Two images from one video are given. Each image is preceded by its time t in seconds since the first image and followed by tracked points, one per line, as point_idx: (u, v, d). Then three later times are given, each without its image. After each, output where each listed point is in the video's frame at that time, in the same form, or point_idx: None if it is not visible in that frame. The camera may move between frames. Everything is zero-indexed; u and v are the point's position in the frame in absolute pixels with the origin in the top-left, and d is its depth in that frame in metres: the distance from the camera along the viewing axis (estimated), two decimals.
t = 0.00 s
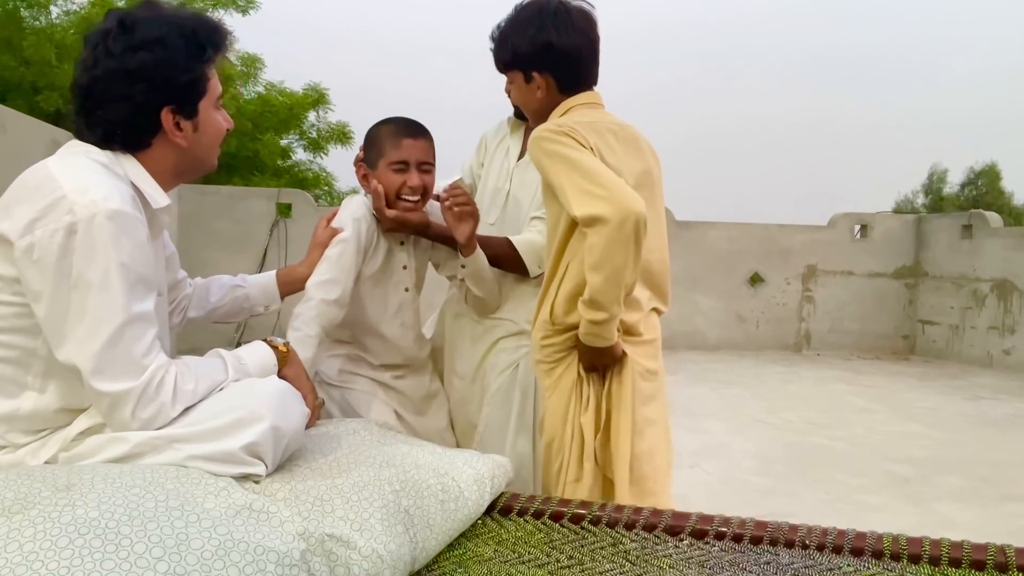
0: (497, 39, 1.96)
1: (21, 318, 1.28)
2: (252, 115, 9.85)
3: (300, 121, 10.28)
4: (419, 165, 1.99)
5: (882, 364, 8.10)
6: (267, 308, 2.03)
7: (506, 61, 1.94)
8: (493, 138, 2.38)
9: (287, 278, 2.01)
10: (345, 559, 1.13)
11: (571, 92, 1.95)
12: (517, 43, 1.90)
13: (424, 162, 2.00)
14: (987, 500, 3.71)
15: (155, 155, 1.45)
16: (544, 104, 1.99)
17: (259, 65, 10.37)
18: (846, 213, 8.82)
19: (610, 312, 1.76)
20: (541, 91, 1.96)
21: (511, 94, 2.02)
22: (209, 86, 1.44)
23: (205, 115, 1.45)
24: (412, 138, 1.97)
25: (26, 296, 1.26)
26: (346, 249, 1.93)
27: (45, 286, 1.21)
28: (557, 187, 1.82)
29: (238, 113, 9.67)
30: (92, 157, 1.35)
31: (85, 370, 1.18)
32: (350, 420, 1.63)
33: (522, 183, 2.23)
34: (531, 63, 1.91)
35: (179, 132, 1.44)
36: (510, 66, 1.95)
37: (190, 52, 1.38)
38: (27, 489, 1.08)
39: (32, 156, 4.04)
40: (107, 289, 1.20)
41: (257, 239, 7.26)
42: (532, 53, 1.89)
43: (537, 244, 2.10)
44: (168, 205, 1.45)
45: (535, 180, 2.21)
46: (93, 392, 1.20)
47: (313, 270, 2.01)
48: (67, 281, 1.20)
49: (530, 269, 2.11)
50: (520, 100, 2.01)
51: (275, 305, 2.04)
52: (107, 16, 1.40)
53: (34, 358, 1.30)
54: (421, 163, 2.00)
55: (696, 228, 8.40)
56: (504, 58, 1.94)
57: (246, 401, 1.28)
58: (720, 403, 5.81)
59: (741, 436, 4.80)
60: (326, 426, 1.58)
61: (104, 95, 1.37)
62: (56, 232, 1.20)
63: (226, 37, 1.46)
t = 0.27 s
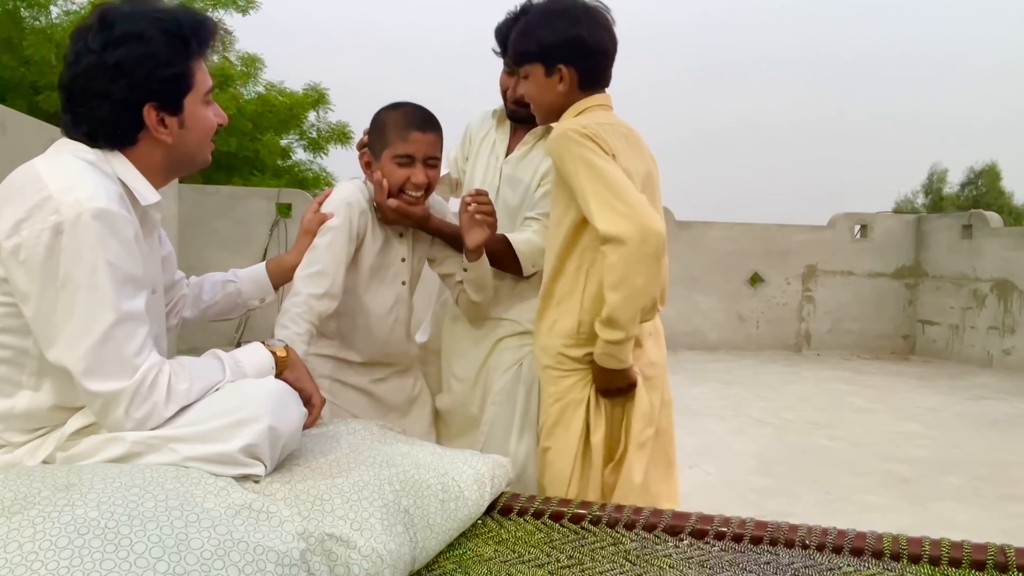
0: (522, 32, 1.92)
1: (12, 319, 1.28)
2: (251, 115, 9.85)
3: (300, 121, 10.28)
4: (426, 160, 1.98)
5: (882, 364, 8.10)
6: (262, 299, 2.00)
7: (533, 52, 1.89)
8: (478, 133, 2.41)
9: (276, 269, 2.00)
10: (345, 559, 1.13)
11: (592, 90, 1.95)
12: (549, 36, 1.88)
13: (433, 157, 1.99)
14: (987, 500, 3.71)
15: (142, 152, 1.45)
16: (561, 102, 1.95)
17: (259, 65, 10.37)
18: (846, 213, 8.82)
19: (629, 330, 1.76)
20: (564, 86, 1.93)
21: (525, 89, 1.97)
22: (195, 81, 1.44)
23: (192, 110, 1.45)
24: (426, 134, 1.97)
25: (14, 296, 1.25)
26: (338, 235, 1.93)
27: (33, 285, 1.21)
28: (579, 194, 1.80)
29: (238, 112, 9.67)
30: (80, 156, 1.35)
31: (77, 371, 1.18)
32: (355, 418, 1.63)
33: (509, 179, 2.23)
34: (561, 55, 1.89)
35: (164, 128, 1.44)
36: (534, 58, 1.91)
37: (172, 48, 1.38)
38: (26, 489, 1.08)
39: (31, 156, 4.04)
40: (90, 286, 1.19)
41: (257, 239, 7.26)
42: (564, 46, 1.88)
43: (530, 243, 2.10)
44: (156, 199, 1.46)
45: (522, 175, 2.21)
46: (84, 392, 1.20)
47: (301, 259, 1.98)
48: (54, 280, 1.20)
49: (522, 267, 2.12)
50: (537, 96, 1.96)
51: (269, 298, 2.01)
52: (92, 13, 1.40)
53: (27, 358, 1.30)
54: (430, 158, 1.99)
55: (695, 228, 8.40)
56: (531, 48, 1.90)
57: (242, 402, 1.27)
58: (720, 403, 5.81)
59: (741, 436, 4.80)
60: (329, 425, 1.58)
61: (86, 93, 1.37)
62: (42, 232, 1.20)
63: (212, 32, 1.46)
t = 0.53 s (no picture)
0: (567, 44, 2.00)
1: (17, 317, 1.28)
2: (252, 115, 9.86)
3: (300, 121, 10.30)
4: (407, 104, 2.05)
5: (883, 364, 8.10)
6: (272, 281, 1.97)
7: (581, 64, 1.97)
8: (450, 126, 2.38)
9: (285, 246, 1.99)
10: (345, 559, 1.13)
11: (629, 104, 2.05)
12: (597, 51, 1.97)
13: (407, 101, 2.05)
14: (987, 500, 3.71)
15: (146, 154, 1.45)
16: (600, 114, 2.04)
17: (259, 65, 10.38)
18: (846, 213, 8.82)
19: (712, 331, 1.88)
20: (605, 99, 2.01)
21: (564, 100, 2.04)
22: (199, 82, 1.44)
23: (196, 113, 1.45)
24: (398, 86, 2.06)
25: (20, 296, 1.26)
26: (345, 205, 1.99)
27: (36, 286, 1.21)
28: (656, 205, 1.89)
29: (238, 112, 9.68)
30: (79, 156, 1.35)
31: (82, 368, 1.19)
32: (361, 420, 1.63)
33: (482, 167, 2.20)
34: (607, 69, 1.98)
35: (169, 130, 1.44)
36: (580, 69, 1.99)
37: (175, 50, 1.38)
38: (27, 488, 1.08)
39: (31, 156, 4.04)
40: (96, 287, 1.19)
41: (257, 239, 7.26)
42: (611, 61, 1.98)
43: (499, 229, 2.06)
44: (160, 201, 1.46)
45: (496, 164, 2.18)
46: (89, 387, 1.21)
47: (311, 231, 2.01)
48: (60, 280, 1.20)
49: (486, 247, 2.07)
50: (576, 107, 2.03)
51: (280, 278, 1.98)
52: (95, 14, 1.40)
53: (29, 356, 1.30)
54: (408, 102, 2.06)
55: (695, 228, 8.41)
56: (578, 59, 1.98)
57: (245, 402, 1.27)
58: (720, 403, 5.81)
59: (741, 436, 4.80)
60: (326, 426, 1.57)
61: (90, 96, 1.37)
62: (47, 231, 1.20)
63: (215, 33, 1.46)
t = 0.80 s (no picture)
0: (593, 57, 2.12)
1: (37, 315, 1.28)
2: (251, 116, 9.86)
3: (300, 121, 10.32)
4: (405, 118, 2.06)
5: (883, 364, 8.10)
6: (260, 286, 1.92)
7: (605, 73, 2.09)
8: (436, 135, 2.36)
9: (276, 250, 1.97)
10: (345, 559, 1.13)
11: (653, 116, 2.15)
12: (621, 62, 2.08)
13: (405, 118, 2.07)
14: (988, 500, 3.71)
15: (159, 151, 1.45)
16: (623, 123, 2.13)
17: (259, 65, 10.38)
18: (846, 213, 8.83)
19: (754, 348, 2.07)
20: (628, 107, 2.11)
21: (589, 109, 2.14)
22: (210, 83, 1.44)
23: (207, 112, 1.45)
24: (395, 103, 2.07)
25: (45, 291, 1.26)
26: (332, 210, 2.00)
27: (67, 278, 1.20)
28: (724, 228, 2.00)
29: (238, 112, 9.68)
30: (93, 150, 1.35)
31: (117, 355, 1.19)
32: (357, 420, 1.63)
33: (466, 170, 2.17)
34: (630, 78, 2.09)
35: (181, 131, 1.44)
36: (604, 79, 2.10)
37: (191, 51, 1.39)
38: (27, 488, 1.08)
39: (31, 156, 4.03)
40: (128, 280, 1.20)
41: (257, 239, 7.26)
42: (633, 71, 2.08)
43: (490, 228, 2.02)
44: (175, 199, 1.46)
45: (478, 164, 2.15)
46: (114, 376, 1.21)
47: (303, 240, 1.99)
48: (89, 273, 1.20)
49: (480, 248, 2.03)
50: (600, 115, 2.13)
51: (266, 283, 1.94)
52: (104, 14, 1.39)
53: (45, 355, 1.30)
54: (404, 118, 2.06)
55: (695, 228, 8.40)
56: (604, 70, 2.09)
57: (254, 395, 1.28)
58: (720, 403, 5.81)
59: (742, 436, 4.80)
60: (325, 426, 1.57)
61: (104, 96, 1.36)
62: (74, 225, 1.20)
63: (225, 34, 1.46)
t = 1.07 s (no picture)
0: (615, 55, 2.10)
1: (32, 315, 1.28)
2: (251, 115, 9.87)
3: (300, 121, 10.33)
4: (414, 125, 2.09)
5: (883, 364, 8.10)
6: (271, 289, 2.02)
7: (629, 72, 2.07)
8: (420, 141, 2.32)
9: (284, 256, 2.02)
10: (345, 560, 1.13)
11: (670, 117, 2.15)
12: (646, 62, 2.08)
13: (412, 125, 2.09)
14: (988, 500, 3.71)
15: (163, 156, 1.45)
16: (643, 123, 2.13)
17: (259, 65, 10.39)
18: (846, 213, 8.82)
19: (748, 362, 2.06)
20: (649, 108, 2.11)
21: (609, 107, 2.12)
22: (217, 88, 1.45)
23: (213, 116, 1.45)
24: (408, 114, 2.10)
25: (37, 291, 1.26)
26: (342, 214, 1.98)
27: (58, 279, 1.21)
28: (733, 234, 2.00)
29: (237, 112, 9.68)
30: (93, 152, 1.35)
31: (102, 358, 1.19)
32: (360, 421, 1.63)
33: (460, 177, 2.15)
34: (653, 78, 2.08)
35: (187, 134, 1.44)
36: (627, 78, 2.09)
37: (199, 55, 1.39)
38: (27, 489, 1.08)
39: (31, 157, 4.03)
40: (115, 283, 1.20)
41: (257, 239, 7.26)
42: (657, 71, 2.08)
43: (496, 234, 2.02)
44: (176, 203, 1.45)
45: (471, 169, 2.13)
46: (102, 380, 1.21)
47: (311, 242, 2.01)
48: (79, 276, 1.20)
49: (488, 253, 2.04)
50: (620, 113, 2.11)
51: (277, 287, 2.03)
52: (114, 18, 1.39)
53: (40, 355, 1.30)
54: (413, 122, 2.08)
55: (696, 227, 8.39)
56: (627, 69, 2.08)
57: (247, 398, 1.27)
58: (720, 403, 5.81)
59: (742, 437, 4.80)
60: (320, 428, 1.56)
61: (111, 98, 1.36)
62: (67, 224, 1.20)
63: (233, 38, 1.47)
